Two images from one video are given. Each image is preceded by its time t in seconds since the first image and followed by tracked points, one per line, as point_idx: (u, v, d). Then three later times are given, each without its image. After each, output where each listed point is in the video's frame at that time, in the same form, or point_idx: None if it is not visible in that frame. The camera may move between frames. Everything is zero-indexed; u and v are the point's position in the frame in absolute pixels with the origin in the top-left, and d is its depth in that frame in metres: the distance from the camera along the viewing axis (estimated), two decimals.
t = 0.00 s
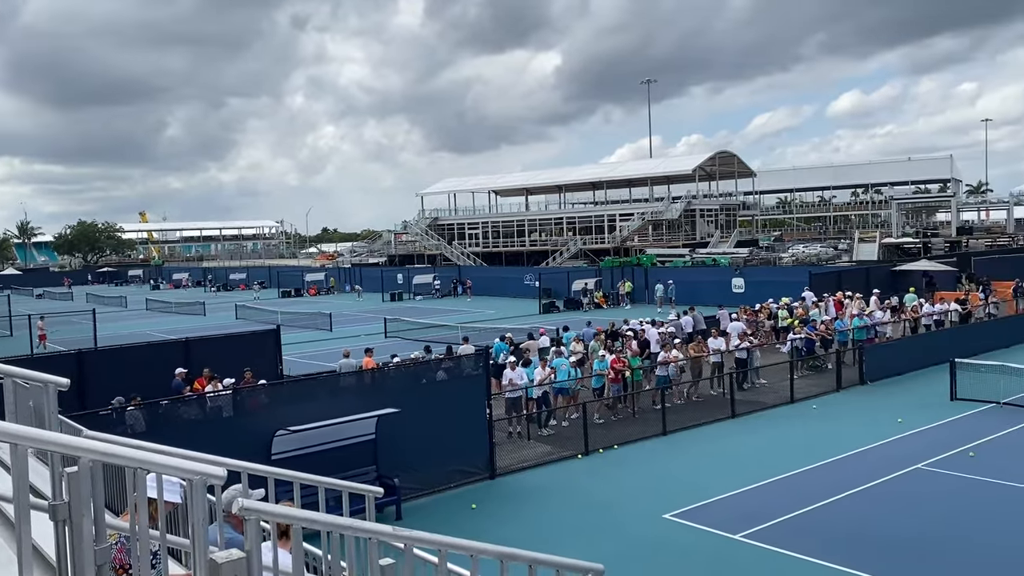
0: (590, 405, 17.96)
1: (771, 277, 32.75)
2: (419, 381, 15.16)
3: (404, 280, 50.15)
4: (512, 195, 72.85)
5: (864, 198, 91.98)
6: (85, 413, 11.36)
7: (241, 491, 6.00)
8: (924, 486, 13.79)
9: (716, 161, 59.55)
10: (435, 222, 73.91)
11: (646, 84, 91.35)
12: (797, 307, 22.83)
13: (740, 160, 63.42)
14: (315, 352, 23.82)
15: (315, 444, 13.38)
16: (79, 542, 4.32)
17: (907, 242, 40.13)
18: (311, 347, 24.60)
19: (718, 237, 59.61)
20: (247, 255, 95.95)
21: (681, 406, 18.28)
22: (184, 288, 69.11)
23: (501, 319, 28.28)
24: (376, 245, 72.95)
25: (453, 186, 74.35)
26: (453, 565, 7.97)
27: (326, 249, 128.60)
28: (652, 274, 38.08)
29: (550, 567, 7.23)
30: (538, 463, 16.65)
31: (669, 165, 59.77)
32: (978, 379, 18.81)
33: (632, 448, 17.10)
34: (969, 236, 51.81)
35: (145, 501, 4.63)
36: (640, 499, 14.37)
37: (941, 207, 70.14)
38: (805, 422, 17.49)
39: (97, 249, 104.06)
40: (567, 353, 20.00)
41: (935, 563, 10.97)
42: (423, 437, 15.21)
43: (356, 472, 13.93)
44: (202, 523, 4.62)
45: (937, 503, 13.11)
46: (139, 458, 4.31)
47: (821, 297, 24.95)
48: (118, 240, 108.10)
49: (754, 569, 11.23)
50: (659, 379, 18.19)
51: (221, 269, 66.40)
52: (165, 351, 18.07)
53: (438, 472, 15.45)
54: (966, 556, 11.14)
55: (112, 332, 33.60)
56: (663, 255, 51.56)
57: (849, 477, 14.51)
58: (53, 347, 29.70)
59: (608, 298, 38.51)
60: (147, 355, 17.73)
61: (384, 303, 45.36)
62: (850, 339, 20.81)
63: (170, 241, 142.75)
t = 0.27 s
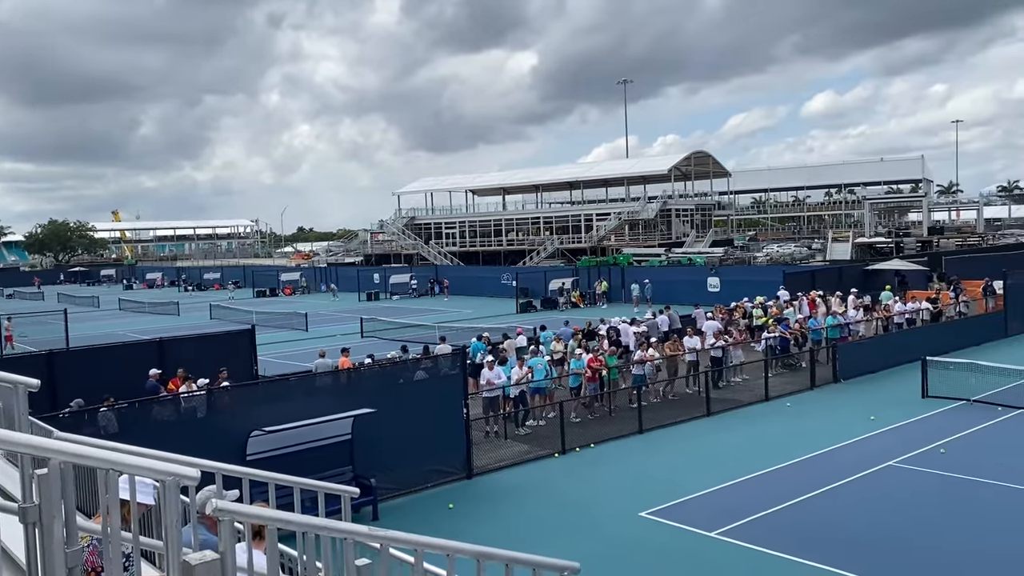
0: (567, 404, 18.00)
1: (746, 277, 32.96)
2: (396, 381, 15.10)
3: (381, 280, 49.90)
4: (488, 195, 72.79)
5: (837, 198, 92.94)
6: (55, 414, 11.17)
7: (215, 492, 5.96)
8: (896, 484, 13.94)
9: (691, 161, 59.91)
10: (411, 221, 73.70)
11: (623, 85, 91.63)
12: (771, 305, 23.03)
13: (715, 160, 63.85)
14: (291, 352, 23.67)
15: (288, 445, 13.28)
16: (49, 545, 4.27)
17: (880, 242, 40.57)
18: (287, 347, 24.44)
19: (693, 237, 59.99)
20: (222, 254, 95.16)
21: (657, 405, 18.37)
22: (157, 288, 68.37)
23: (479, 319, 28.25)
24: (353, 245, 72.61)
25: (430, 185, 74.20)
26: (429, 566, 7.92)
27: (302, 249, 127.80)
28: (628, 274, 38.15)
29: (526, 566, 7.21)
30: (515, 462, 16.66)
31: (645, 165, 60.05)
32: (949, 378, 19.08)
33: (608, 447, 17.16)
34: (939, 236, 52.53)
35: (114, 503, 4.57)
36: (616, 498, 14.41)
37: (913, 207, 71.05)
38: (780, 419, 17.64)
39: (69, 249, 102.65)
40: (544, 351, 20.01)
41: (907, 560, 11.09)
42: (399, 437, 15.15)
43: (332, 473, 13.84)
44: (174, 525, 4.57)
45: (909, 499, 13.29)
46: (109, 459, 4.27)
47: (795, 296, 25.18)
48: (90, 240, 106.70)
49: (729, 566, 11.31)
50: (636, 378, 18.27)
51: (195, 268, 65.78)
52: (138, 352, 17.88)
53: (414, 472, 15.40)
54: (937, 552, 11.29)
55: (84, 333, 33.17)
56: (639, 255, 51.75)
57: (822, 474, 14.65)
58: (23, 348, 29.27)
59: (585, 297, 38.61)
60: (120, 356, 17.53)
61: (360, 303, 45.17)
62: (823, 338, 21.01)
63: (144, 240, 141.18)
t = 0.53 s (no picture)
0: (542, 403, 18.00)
1: (719, 277, 33.18)
2: (370, 381, 15.01)
3: (355, 280, 49.54)
4: (463, 194, 72.67)
5: (808, 199, 93.92)
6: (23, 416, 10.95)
7: (184, 494, 5.84)
8: (867, 480, 14.10)
9: (665, 161, 60.25)
10: (386, 220, 73.45)
11: (598, 86, 91.95)
12: (744, 305, 23.20)
13: (689, 161, 64.26)
14: (264, 352, 23.49)
15: (261, 446, 13.16)
16: (12, 549, 4.18)
17: (850, 242, 41.04)
18: (260, 348, 24.24)
19: (667, 237, 60.34)
20: (194, 254, 94.21)
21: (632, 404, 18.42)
22: (128, 288, 67.53)
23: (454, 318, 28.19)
24: (327, 244, 72.24)
25: (404, 185, 73.97)
26: (401, 566, 7.86)
27: (276, 248, 126.92)
28: (603, 274, 38.28)
29: (498, 564, 7.15)
30: (490, 462, 16.64)
31: (619, 166, 60.29)
32: (917, 377, 19.33)
33: (583, 446, 17.19)
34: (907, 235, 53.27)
35: (81, 506, 4.46)
36: (591, 497, 14.44)
37: (883, 208, 71.96)
38: (753, 418, 17.78)
39: (37, 248, 101.09)
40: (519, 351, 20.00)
41: (878, 556, 11.21)
42: (373, 438, 15.07)
43: (305, 474, 13.74)
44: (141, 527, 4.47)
45: (879, 496, 13.43)
46: (73, 461, 4.19)
47: (767, 295, 25.39)
48: (59, 239, 105.19)
49: (703, 564, 11.35)
50: (610, 377, 18.32)
51: (166, 268, 65.06)
52: (108, 353, 17.64)
53: (388, 473, 15.33)
54: (907, 547, 11.42)
55: (52, 333, 32.67)
56: (614, 255, 51.93)
57: (795, 471, 14.78)
58: None
59: (560, 297, 38.69)
60: (90, 357, 17.27)
61: (334, 303, 44.91)
62: (795, 337, 21.20)
63: (114, 240, 139.36)
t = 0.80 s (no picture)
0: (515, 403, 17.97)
1: (690, 277, 33.37)
2: (341, 382, 14.88)
3: (326, 280, 49.52)
4: (436, 194, 72.46)
5: (778, 199, 94.89)
6: None
7: (149, 497, 5.66)
8: (836, 478, 14.21)
9: (638, 162, 60.56)
10: (358, 220, 73.07)
11: (572, 86, 92.16)
12: (715, 304, 23.33)
13: (661, 161, 64.63)
14: (234, 353, 23.23)
15: (231, 449, 12.99)
16: None
17: (819, 242, 41.50)
18: (230, 349, 23.97)
19: (640, 237, 60.62)
20: (162, 254, 93.10)
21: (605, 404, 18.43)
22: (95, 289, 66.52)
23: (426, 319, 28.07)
24: (298, 244, 71.74)
25: (376, 184, 73.63)
26: (370, 567, 7.75)
27: (247, 248, 125.67)
28: (576, 274, 38.34)
29: (468, 565, 7.04)
30: (462, 463, 16.57)
31: (592, 166, 60.49)
32: (885, 376, 19.56)
33: (555, 446, 17.17)
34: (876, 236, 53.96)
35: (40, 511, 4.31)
36: (563, 496, 14.42)
37: (851, 208, 72.88)
38: (724, 416, 17.87)
39: None
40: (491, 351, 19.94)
41: (847, 553, 11.28)
42: (344, 439, 14.93)
43: (275, 476, 13.59)
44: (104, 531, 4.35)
45: (847, 493, 13.54)
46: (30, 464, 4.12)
47: (738, 295, 25.56)
48: (23, 239, 103.43)
49: (675, 562, 11.38)
50: (583, 377, 18.33)
51: (135, 268, 64.18)
52: (74, 355, 17.33)
53: (360, 474, 15.21)
54: (876, 543, 11.53)
55: (15, 335, 32.07)
56: (587, 255, 52.05)
57: (765, 469, 14.87)
58: None
59: (533, 297, 38.68)
60: (54, 359, 16.95)
61: (305, 303, 44.57)
62: (766, 336, 21.35)
63: (81, 239, 137.32)
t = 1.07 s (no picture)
0: (485, 404, 17.96)
1: (660, 277, 33.59)
2: (310, 384, 14.78)
3: (295, 281, 49.27)
4: (407, 195, 72.22)
5: (746, 200, 95.89)
6: None
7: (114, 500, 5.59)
8: (804, 476, 14.37)
9: (608, 163, 60.90)
10: (327, 221, 72.62)
11: (542, 87, 92.33)
12: (684, 304, 23.50)
13: (631, 162, 65.03)
14: (202, 355, 22.98)
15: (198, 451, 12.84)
16: None
17: (786, 242, 42.01)
18: (198, 351, 23.71)
19: (610, 238, 60.94)
20: (127, 255, 91.83)
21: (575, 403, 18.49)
22: (58, 290, 65.41)
23: (396, 319, 27.96)
24: (266, 245, 71.12)
25: (346, 185, 73.25)
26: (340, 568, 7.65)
27: (214, 248, 124.34)
28: (547, 274, 38.45)
29: (438, 566, 6.97)
30: (433, 464, 16.53)
31: (562, 167, 60.70)
32: (851, 374, 19.86)
33: (526, 446, 17.18)
34: (841, 236, 54.80)
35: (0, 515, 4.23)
36: (534, 496, 14.44)
37: (818, 209, 73.87)
38: (693, 415, 18.01)
39: None
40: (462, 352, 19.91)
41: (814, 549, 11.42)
42: (313, 441, 14.82)
43: (243, 479, 13.45)
44: (66, 536, 4.26)
45: (815, 490, 13.69)
46: None
47: (707, 295, 25.79)
48: None
49: (646, 560, 11.43)
50: (554, 377, 18.37)
51: (100, 270, 63.22)
52: (37, 357, 17.04)
53: (329, 476, 15.11)
54: (844, 539, 11.68)
55: None
56: (558, 255, 52.23)
57: (734, 468, 15.00)
58: None
59: (504, 297, 38.72)
60: (16, 362, 16.65)
61: (274, 304, 44.20)
62: (734, 335, 21.54)
63: (44, 239, 134.93)
